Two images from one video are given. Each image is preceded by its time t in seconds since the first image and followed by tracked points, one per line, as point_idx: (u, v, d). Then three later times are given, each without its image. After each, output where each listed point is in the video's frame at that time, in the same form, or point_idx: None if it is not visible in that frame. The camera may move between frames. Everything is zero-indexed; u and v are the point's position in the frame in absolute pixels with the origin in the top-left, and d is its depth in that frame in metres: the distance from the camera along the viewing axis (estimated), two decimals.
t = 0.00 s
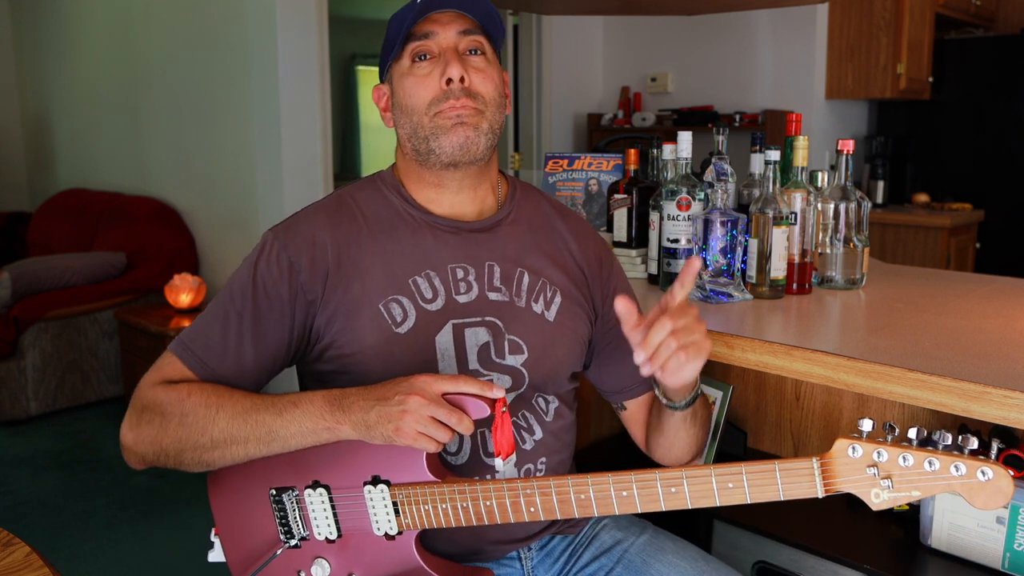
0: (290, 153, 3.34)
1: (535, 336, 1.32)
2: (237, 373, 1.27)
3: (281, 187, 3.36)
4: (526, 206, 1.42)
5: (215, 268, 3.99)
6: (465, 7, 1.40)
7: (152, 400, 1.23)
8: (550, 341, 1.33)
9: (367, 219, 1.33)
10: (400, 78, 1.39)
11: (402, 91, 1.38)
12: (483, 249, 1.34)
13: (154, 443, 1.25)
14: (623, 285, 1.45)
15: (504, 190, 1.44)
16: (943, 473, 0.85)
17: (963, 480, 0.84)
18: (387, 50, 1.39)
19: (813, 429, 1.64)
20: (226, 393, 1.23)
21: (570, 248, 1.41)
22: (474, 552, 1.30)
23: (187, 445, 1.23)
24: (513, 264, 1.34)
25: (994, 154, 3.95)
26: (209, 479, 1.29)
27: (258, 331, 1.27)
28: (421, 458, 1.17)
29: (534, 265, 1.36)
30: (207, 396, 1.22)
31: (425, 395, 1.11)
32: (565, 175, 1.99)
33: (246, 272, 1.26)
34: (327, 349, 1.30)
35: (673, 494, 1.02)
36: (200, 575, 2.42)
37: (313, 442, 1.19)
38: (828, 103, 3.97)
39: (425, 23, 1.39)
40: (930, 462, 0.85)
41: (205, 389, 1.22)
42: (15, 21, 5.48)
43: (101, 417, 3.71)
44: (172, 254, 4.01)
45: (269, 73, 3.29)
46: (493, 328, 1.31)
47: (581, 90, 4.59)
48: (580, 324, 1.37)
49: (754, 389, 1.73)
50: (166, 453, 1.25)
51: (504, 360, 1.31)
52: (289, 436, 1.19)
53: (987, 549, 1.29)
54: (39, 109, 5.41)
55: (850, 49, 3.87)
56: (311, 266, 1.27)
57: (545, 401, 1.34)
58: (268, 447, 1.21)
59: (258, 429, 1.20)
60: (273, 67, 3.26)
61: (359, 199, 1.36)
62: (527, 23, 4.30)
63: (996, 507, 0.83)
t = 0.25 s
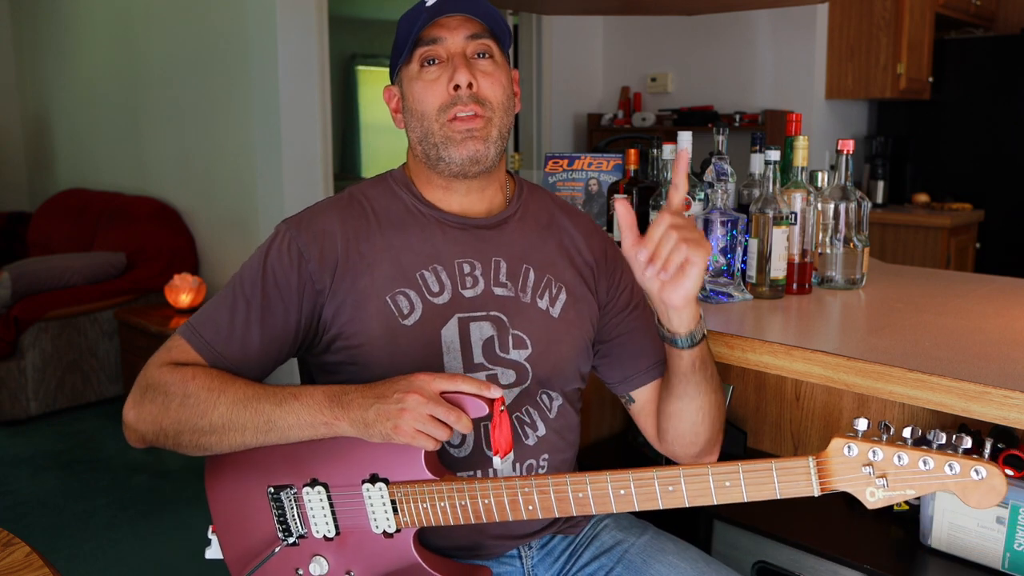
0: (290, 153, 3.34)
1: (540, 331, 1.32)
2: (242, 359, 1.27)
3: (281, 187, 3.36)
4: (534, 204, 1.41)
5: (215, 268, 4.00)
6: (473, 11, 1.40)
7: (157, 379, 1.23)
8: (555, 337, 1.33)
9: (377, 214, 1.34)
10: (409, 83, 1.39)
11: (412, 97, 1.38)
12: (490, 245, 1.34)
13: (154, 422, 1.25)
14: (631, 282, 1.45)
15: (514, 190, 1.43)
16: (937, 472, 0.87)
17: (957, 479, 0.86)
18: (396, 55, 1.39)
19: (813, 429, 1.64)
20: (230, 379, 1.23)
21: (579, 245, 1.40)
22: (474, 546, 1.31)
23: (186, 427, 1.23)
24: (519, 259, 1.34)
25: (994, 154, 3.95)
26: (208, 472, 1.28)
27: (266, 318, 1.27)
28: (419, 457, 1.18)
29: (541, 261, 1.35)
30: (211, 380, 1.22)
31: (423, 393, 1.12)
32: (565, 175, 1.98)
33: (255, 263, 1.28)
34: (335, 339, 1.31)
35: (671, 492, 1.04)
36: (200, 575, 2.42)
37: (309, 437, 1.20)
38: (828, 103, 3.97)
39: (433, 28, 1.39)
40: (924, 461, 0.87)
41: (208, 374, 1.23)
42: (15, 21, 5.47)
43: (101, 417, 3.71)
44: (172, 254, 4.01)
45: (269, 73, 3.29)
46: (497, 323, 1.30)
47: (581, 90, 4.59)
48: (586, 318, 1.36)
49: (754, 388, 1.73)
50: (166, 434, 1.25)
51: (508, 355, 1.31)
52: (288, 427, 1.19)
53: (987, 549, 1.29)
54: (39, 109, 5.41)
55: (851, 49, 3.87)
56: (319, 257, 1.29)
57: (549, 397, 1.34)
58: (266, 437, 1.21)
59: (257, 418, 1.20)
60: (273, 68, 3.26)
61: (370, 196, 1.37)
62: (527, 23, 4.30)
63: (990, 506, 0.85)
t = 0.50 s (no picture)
0: (289, 153, 3.34)
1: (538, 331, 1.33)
2: (246, 369, 1.26)
3: (281, 187, 3.36)
4: (532, 204, 1.42)
5: (215, 268, 4.00)
6: (466, 13, 1.40)
7: (161, 397, 1.24)
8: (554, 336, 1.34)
9: (375, 220, 1.34)
10: (405, 86, 1.39)
11: (407, 100, 1.38)
12: (488, 247, 1.34)
13: (162, 441, 1.25)
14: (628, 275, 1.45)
15: (512, 188, 1.44)
16: (946, 514, 0.84)
17: (967, 522, 0.83)
18: (391, 58, 1.39)
19: (813, 429, 1.63)
20: (233, 392, 1.23)
21: (577, 243, 1.41)
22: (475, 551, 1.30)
23: (193, 444, 1.23)
24: (518, 260, 1.35)
25: (994, 154, 3.95)
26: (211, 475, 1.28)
27: (269, 326, 1.27)
28: (422, 467, 1.17)
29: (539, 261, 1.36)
30: (213, 396, 1.22)
31: (430, 406, 1.12)
32: (565, 176, 1.98)
33: (257, 274, 1.28)
34: (336, 345, 1.32)
35: (675, 518, 1.04)
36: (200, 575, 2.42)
37: (316, 445, 1.19)
38: (828, 103, 3.97)
39: (428, 29, 1.39)
40: (934, 502, 0.84)
41: (212, 388, 1.23)
42: (15, 21, 5.47)
43: (101, 417, 3.71)
44: (172, 254, 4.01)
45: (269, 73, 3.29)
46: (497, 324, 1.31)
47: (581, 90, 4.59)
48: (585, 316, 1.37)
49: (754, 388, 1.73)
50: (173, 452, 1.25)
51: (508, 355, 1.31)
52: (293, 438, 1.19)
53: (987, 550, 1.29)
54: (39, 109, 5.41)
55: (851, 49, 3.87)
56: (318, 266, 1.29)
57: (551, 399, 1.33)
58: (273, 449, 1.21)
59: (262, 431, 1.20)
60: (273, 68, 3.26)
61: (368, 201, 1.37)
62: (527, 24, 4.30)
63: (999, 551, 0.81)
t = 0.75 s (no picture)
0: (290, 153, 3.34)
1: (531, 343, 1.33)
2: (236, 382, 1.27)
3: (281, 187, 3.36)
4: (526, 205, 1.39)
5: (215, 268, 4.00)
6: (443, 5, 1.39)
7: (149, 415, 1.25)
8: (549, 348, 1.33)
9: (363, 227, 1.33)
10: (385, 84, 1.38)
11: (388, 98, 1.37)
12: (479, 256, 1.33)
13: (152, 459, 1.26)
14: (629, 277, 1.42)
15: (507, 188, 1.41)
16: (953, 551, 0.86)
17: (974, 560, 0.85)
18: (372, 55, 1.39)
19: (813, 429, 1.63)
20: (219, 407, 1.23)
21: (576, 244, 1.38)
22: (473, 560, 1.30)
23: (182, 461, 1.24)
24: (511, 268, 1.33)
25: (994, 154, 3.95)
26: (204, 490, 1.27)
27: (259, 340, 1.28)
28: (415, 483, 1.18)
29: (534, 268, 1.34)
30: (199, 412, 1.22)
31: (420, 422, 1.14)
32: (565, 176, 1.98)
33: (244, 287, 1.28)
34: (326, 359, 1.32)
35: (671, 545, 1.05)
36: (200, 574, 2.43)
37: (305, 458, 1.19)
38: (828, 103, 3.97)
39: (404, 25, 1.38)
40: (941, 539, 0.86)
41: (199, 402, 1.23)
42: (15, 21, 5.47)
43: (101, 417, 3.71)
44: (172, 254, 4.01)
45: (269, 73, 3.29)
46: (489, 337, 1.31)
47: (581, 90, 4.59)
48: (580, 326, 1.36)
49: (754, 389, 1.73)
50: (165, 470, 1.26)
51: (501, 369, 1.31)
52: (282, 451, 1.19)
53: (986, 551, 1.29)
54: (39, 108, 5.41)
55: (850, 49, 3.87)
56: (305, 279, 1.28)
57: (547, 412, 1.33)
58: (262, 464, 1.21)
59: (251, 447, 1.20)
60: (274, 68, 3.26)
61: (357, 207, 1.36)
62: (527, 24, 4.30)
63: None
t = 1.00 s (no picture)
0: (290, 153, 3.34)
1: (527, 358, 1.32)
2: (228, 402, 1.29)
3: (281, 187, 3.36)
4: (518, 211, 1.39)
5: (214, 269, 4.00)
6: (420, 4, 1.37)
7: (139, 441, 1.26)
8: (545, 361, 1.33)
9: (351, 239, 1.33)
10: (365, 90, 1.37)
11: (369, 103, 1.36)
12: (471, 266, 1.32)
13: (146, 483, 1.28)
14: (626, 283, 1.40)
15: (498, 193, 1.40)
16: (952, 558, 0.85)
17: (973, 568, 0.84)
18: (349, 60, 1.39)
19: (813, 429, 1.63)
20: (210, 428, 1.25)
21: (571, 250, 1.38)
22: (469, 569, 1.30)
23: (176, 483, 1.25)
24: (505, 280, 1.33)
25: (994, 154, 3.95)
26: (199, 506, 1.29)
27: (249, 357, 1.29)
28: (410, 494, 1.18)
29: (528, 278, 1.33)
30: (189, 436, 1.24)
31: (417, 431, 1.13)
32: (565, 176, 1.99)
33: (229, 303, 1.29)
34: (317, 377, 1.33)
35: (667, 552, 1.06)
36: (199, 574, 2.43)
37: (301, 471, 1.21)
38: (828, 103, 3.97)
39: (380, 27, 1.37)
40: (939, 547, 0.86)
41: (188, 425, 1.25)
42: (15, 21, 5.47)
43: (101, 417, 3.71)
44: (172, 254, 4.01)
45: (269, 73, 3.29)
46: (484, 353, 1.31)
47: (581, 90, 4.59)
48: (576, 339, 1.35)
49: (754, 389, 1.73)
50: (159, 492, 1.28)
51: (496, 385, 1.31)
52: (275, 468, 1.21)
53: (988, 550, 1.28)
54: (40, 108, 5.41)
55: (850, 49, 3.87)
56: (292, 294, 1.29)
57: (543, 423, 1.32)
58: (258, 481, 1.23)
59: (245, 466, 1.22)
60: (274, 68, 3.26)
61: (344, 218, 1.36)
62: (527, 24, 4.30)
63: None
